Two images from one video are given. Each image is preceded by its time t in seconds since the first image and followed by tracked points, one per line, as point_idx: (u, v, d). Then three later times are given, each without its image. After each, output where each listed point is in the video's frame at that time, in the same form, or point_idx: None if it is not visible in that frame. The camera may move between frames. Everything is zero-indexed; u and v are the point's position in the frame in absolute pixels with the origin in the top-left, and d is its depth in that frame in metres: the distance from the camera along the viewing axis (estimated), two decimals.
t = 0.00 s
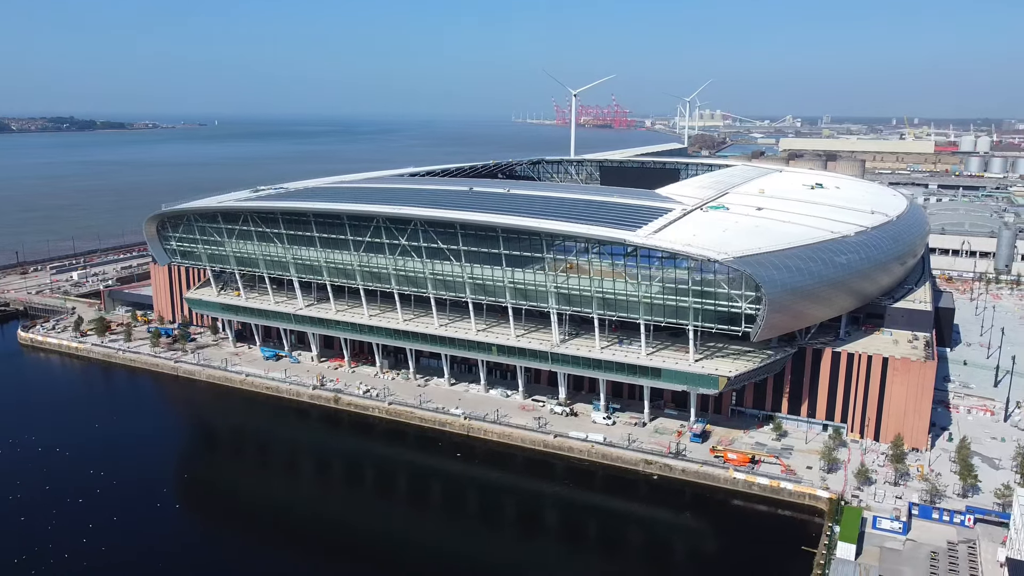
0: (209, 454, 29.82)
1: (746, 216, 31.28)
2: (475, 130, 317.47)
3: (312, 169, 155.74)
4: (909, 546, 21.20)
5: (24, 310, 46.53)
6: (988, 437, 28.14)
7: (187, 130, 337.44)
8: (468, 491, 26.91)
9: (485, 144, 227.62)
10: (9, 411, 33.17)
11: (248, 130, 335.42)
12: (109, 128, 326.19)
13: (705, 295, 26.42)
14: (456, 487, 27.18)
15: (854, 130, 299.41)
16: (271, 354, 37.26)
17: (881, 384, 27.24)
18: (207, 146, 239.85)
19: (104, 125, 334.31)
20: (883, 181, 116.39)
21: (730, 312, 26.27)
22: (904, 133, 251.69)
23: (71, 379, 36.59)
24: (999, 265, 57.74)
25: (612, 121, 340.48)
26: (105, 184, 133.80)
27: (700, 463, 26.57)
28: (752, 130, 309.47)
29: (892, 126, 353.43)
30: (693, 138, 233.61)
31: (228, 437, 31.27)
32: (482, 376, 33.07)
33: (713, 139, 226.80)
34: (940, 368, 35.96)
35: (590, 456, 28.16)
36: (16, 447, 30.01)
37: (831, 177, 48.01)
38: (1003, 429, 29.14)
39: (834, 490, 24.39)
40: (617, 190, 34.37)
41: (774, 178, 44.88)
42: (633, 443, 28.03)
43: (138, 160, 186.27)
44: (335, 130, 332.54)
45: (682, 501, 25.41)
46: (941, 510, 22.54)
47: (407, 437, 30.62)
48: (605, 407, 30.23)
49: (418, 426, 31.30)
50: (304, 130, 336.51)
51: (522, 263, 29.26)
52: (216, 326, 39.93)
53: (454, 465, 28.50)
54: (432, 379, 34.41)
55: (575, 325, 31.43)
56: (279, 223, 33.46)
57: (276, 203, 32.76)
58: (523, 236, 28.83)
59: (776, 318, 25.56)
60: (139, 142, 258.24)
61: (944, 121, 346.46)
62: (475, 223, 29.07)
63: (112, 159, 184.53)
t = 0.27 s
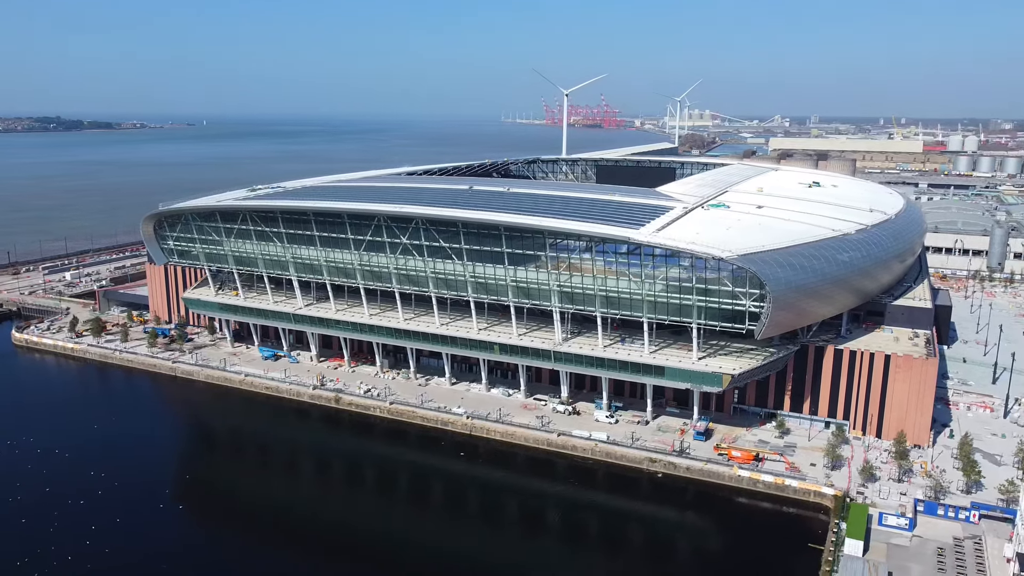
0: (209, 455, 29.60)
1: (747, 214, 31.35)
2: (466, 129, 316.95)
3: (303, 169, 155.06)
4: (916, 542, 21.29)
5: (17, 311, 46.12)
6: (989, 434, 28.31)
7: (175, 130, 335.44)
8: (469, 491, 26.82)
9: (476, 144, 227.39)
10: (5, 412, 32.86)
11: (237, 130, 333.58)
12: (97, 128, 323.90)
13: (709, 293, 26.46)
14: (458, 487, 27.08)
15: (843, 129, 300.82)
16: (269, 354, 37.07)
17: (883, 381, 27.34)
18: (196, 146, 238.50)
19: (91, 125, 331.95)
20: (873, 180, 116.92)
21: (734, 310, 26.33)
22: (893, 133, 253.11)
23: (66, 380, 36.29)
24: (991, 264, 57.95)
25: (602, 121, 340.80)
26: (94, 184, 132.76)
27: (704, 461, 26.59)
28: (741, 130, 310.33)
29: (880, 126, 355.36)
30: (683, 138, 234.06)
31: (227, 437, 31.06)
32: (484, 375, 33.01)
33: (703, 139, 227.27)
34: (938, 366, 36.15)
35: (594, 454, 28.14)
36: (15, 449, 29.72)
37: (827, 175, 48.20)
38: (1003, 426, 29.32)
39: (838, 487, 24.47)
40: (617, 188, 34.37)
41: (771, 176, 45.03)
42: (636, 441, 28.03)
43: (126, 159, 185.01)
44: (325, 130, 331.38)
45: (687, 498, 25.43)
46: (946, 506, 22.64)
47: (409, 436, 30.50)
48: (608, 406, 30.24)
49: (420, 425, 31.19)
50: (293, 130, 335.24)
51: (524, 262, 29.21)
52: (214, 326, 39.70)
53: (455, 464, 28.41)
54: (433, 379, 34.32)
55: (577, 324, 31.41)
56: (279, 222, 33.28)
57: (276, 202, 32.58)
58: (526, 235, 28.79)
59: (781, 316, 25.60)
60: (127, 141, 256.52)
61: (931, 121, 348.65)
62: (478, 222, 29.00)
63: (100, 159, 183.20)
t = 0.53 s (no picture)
0: (208, 455, 29.37)
1: (748, 213, 31.43)
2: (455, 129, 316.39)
3: (293, 169, 154.32)
4: (921, 538, 21.38)
5: (9, 311, 45.66)
6: (989, 430, 28.49)
7: (163, 130, 333.33)
8: (470, 490, 26.73)
9: (466, 143, 227.16)
10: None
11: (226, 130, 331.83)
12: (83, 127, 321.42)
13: (712, 291, 26.49)
14: (458, 486, 26.98)
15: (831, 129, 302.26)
16: (268, 354, 36.86)
17: (885, 378, 27.45)
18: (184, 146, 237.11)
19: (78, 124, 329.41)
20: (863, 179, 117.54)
21: (737, 308, 26.37)
22: (881, 134, 254.69)
23: (62, 380, 35.97)
24: (983, 262, 58.35)
25: (591, 120, 341.16)
26: (81, 184, 131.66)
27: (708, 459, 26.61)
28: (730, 129, 311.23)
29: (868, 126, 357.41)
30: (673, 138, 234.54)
31: (226, 438, 30.85)
32: (484, 374, 32.95)
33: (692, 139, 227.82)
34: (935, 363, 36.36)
35: (597, 453, 28.13)
36: (12, 450, 29.43)
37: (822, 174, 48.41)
38: (1002, 422, 29.51)
39: (842, 484, 24.54)
40: (617, 187, 34.37)
41: (767, 175, 45.18)
42: (639, 439, 28.04)
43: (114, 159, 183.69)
44: (314, 130, 330.14)
45: (691, 496, 25.44)
46: (950, 502, 22.75)
47: (410, 436, 30.37)
48: (610, 404, 30.25)
49: (420, 425, 31.07)
50: (282, 129, 333.89)
51: (527, 260, 29.16)
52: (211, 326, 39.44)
53: (455, 464, 28.31)
54: (433, 378, 34.24)
55: (578, 322, 31.39)
56: (278, 221, 33.10)
57: (275, 201, 32.39)
58: (528, 233, 28.74)
59: (784, 313, 25.65)
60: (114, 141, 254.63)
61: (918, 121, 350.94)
62: (480, 220, 28.93)
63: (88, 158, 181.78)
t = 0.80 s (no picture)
0: (208, 456, 29.18)
1: (749, 210, 31.48)
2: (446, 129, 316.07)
3: (284, 168, 153.71)
4: (928, 534, 21.46)
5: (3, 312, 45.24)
6: (990, 427, 28.63)
7: (151, 129, 331.46)
8: (473, 489, 26.65)
9: (457, 143, 226.68)
10: None
11: (215, 129, 330.42)
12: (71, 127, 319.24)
13: (716, 289, 26.51)
14: (461, 485, 26.89)
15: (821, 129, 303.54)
16: (267, 354, 36.67)
17: (888, 375, 27.52)
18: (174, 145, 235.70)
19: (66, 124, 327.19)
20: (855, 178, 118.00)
21: (741, 305, 26.41)
22: (870, 133, 255.66)
23: (59, 381, 35.67)
24: (977, 260, 58.60)
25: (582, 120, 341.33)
26: (71, 184, 130.73)
27: (712, 456, 26.63)
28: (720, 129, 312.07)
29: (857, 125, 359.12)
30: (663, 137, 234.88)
31: (227, 438, 30.66)
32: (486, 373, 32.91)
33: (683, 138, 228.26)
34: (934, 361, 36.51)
35: (601, 451, 28.11)
36: (11, 451, 29.18)
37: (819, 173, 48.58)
38: (1002, 419, 29.65)
39: (847, 481, 24.61)
40: (619, 185, 34.35)
41: (765, 173, 45.29)
42: (644, 438, 28.03)
43: (104, 159, 182.51)
44: (304, 129, 328.99)
45: (696, 493, 25.46)
46: (956, 498, 22.83)
47: (412, 435, 30.24)
48: (613, 403, 30.27)
49: (423, 424, 30.95)
50: (272, 129, 332.55)
51: (530, 259, 29.11)
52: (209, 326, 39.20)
53: (456, 463, 28.22)
54: (435, 377, 34.16)
55: (581, 321, 31.37)
56: (278, 220, 32.94)
57: (275, 199, 32.22)
58: (531, 231, 28.69)
59: (788, 310, 25.69)
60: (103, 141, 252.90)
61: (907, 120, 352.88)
62: (483, 219, 28.85)
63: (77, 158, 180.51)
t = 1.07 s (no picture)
0: (210, 455, 29.00)
1: (752, 209, 31.54)
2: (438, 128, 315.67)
3: (277, 168, 153.24)
4: (937, 530, 21.52)
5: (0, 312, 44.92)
6: (993, 424, 28.74)
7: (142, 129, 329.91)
8: (478, 488, 26.58)
9: (450, 142, 226.44)
10: None
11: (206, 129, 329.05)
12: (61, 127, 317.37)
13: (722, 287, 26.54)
14: (465, 484, 26.82)
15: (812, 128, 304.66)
16: (268, 354, 36.51)
17: (892, 373, 27.59)
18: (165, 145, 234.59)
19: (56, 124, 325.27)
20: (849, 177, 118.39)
21: (747, 303, 26.46)
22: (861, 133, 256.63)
23: (58, 381, 35.43)
24: (973, 258, 58.84)
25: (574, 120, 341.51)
26: (63, 184, 129.96)
27: (719, 454, 26.66)
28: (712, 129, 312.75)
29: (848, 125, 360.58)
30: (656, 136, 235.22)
31: (230, 437, 30.52)
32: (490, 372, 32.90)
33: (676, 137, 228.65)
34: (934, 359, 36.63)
35: (607, 449, 28.09)
36: (11, 451, 28.98)
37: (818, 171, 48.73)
38: (1005, 416, 29.77)
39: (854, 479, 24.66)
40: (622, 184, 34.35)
41: (765, 172, 45.39)
42: (649, 436, 28.04)
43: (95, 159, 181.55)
44: (296, 129, 328.00)
45: (703, 491, 25.47)
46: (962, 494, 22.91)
47: (416, 435, 30.14)
48: (617, 401, 30.32)
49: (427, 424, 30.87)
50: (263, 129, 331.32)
51: (535, 257, 29.09)
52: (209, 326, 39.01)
53: (460, 462, 28.15)
54: (438, 376, 34.10)
55: (585, 319, 31.37)
56: (279, 219, 32.81)
57: (277, 198, 32.08)
58: (536, 230, 28.69)
59: (792, 308, 25.75)
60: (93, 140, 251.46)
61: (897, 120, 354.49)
62: (487, 217, 28.79)
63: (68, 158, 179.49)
